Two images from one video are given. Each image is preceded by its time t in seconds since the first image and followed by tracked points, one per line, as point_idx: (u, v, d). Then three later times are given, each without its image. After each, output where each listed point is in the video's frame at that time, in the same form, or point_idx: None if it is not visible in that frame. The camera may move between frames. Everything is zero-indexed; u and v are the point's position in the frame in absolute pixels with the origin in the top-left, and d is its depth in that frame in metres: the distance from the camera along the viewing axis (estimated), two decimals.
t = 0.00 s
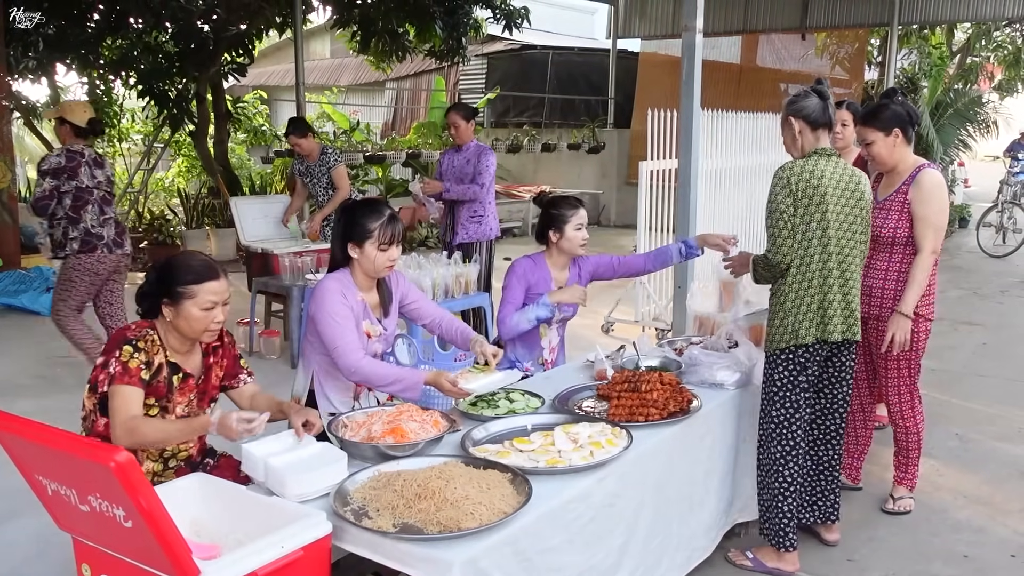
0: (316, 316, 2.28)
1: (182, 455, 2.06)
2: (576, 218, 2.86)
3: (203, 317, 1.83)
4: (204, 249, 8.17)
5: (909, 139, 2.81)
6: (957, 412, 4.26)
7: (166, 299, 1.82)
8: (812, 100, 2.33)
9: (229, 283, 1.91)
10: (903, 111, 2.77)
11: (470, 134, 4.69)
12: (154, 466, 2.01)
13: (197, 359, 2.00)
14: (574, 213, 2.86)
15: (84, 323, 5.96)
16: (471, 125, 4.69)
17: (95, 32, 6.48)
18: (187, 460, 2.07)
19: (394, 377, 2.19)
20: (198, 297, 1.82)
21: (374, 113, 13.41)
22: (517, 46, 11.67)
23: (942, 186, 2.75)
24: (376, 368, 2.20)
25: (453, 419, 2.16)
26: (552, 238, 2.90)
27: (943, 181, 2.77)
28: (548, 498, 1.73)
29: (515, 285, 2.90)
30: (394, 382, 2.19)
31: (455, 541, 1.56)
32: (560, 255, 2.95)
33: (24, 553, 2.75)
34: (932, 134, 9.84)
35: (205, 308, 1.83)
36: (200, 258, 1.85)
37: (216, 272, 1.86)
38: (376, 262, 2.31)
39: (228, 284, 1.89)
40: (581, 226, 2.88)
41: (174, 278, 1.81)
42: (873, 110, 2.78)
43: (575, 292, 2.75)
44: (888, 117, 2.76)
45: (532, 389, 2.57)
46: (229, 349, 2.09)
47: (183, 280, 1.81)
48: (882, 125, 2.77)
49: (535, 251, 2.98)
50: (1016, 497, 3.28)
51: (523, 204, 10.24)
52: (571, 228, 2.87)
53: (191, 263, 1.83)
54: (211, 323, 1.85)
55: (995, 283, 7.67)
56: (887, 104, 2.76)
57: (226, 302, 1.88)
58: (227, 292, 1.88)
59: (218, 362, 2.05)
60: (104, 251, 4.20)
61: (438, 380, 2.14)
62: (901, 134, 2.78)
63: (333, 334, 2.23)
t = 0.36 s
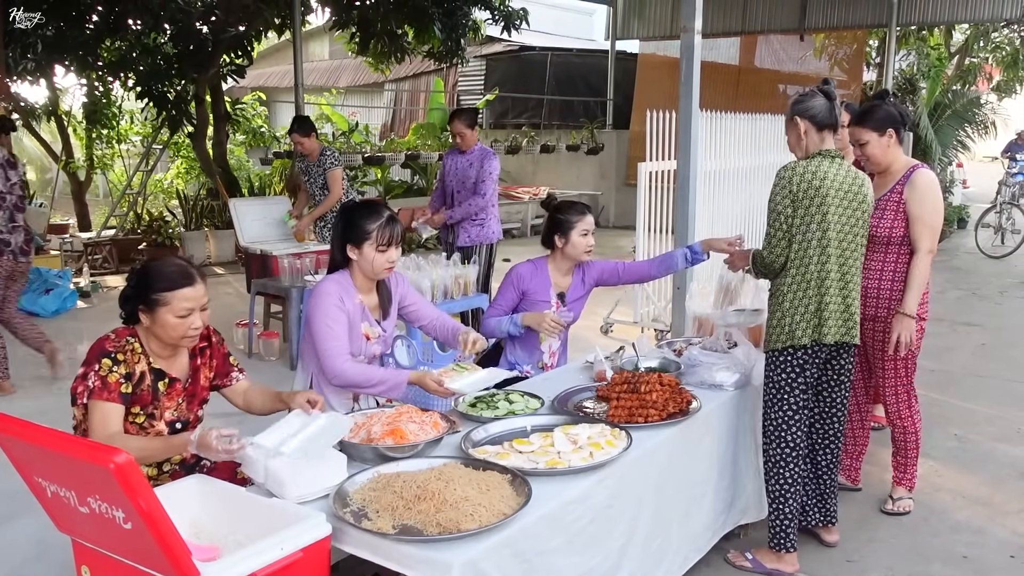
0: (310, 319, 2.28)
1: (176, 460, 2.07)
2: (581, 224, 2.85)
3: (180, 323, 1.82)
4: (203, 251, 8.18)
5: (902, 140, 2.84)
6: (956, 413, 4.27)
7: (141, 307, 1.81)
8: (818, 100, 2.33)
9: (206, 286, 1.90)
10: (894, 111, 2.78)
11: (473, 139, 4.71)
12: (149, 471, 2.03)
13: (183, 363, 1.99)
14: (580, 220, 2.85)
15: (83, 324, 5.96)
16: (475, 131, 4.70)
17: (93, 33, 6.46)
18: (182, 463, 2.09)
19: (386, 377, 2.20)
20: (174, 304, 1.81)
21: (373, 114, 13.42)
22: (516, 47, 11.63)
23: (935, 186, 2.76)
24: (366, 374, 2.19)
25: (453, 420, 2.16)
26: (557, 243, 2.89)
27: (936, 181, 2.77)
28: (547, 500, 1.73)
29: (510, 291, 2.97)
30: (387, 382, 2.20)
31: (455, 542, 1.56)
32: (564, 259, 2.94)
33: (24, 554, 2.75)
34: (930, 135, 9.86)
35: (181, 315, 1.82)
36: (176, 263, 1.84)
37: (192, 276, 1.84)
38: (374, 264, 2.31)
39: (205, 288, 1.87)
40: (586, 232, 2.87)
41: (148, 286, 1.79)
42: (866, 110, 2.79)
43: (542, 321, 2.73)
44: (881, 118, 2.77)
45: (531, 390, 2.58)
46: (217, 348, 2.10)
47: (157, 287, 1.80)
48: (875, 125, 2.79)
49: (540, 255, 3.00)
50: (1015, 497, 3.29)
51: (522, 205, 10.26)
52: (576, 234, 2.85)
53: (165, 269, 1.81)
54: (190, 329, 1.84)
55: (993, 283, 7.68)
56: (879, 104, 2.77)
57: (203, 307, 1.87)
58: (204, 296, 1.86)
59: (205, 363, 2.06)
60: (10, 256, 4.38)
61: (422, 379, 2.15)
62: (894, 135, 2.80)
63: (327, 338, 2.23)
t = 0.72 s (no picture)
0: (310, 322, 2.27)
1: (172, 462, 2.05)
2: (566, 229, 2.83)
3: (156, 331, 1.78)
4: (202, 252, 8.17)
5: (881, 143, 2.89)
6: (955, 414, 4.27)
7: (122, 312, 1.78)
8: (831, 102, 2.34)
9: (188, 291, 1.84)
10: (875, 112, 2.84)
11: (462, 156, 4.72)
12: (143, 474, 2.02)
13: (172, 365, 1.99)
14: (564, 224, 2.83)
15: (81, 325, 5.95)
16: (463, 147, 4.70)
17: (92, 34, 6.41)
18: (177, 465, 2.07)
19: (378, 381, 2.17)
20: (149, 312, 1.76)
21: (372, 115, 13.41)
22: (515, 48, 11.62)
23: (919, 186, 2.78)
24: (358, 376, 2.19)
25: (451, 421, 2.16)
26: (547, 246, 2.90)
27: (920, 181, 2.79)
28: (546, 501, 1.73)
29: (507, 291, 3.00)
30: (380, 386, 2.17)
31: (453, 544, 1.55)
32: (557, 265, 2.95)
33: (22, 556, 2.74)
34: (929, 136, 9.88)
35: (157, 323, 1.78)
36: (155, 269, 1.77)
37: (169, 283, 1.78)
38: (387, 273, 2.28)
39: (185, 294, 1.82)
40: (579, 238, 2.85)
41: (126, 291, 1.75)
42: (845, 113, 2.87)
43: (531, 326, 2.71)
44: (861, 119, 2.84)
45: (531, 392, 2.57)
46: (209, 344, 2.09)
47: (134, 294, 1.75)
48: (855, 128, 2.86)
49: (539, 256, 3.03)
50: (1013, 498, 3.29)
51: (521, 206, 10.24)
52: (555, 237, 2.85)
53: (141, 277, 1.75)
54: (168, 336, 1.80)
55: (992, 284, 7.69)
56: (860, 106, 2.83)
57: (183, 313, 1.82)
58: (183, 302, 1.81)
59: (196, 362, 2.05)
60: None
61: (394, 372, 2.19)
62: (874, 136, 2.86)
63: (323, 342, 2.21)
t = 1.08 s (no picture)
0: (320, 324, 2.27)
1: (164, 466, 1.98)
2: (538, 232, 2.83)
3: (137, 341, 1.69)
4: (199, 253, 8.17)
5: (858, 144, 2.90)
6: (953, 415, 4.28)
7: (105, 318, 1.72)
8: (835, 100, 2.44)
9: (176, 301, 1.74)
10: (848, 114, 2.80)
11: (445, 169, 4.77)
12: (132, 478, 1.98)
13: (156, 369, 1.92)
14: (536, 229, 2.83)
15: (79, 327, 5.93)
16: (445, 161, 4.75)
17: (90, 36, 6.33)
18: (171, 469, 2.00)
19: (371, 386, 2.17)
20: (131, 320, 1.68)
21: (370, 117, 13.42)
22: (513, 49, 11.63)
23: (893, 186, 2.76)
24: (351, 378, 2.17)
25: (449, 423, 2.16)
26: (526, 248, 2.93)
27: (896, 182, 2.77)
28: (544, 503, 1.73)
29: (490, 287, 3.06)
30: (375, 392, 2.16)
31: (452, 545, 1.55)
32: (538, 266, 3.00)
33: (18, 558, 2.74)
34: (927, 138, 9.89)
35: (138, 331, 1.69)
36: (141, 277, 1.68)
37: (154, 293, 1.68)
38: (402, 287, 2.24)
39: (170, 304, 1.72)
40: (548, 240, 2.85)
41: (109, 297, 1.68)
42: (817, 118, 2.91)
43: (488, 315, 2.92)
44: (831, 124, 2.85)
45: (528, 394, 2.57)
46: (191, 348, 1.94)
47: (116, 300, 1.67)
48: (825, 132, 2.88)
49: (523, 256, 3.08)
50: (1011, 499, 3.29)
51: (519, 207, 10.24)
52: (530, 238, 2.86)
53: (125, 283, 1.67)
54: (149, 347, 1.71)
55: (990, 286, 7.70)
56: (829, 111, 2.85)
57: (167, 324, 1.72)
58: (167, 313, 1.71)
59: (180, 365, 1.93)
60: None
61: (399, 377, 2.18)
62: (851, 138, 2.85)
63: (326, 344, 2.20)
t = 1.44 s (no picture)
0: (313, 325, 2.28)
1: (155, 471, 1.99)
2: (505, 227, 2.85)
3: (115, 349, 1.68)
4: (197, 254, 8.16)
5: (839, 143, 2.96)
6: (950, 416, 4.28)
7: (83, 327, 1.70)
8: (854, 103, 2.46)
9: (155, 307, 1.72)
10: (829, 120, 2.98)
11: (438, 169, 4.76)
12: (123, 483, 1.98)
13: (137, 376, 1.89)
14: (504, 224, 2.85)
15: (76, 328, 5.93)
16: (438, 160, 4.73)
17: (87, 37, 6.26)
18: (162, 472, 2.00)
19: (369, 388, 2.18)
20: (109, 328, 1.66)
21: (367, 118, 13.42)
22: (511, 51, 11.64)
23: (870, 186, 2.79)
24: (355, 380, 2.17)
25: (446, 424, 2.16)
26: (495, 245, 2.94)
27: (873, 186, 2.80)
28: (540, 504, 1.73)
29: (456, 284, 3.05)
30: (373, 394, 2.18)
31: (449, 547, 1.56)
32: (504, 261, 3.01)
33: (15, 559, 2.73)
34: (924, 139, 9.90)
35: (117, 340, 1.67)
36: (117, 284, 1.66)
37: (132, 300, 1.66)
38: (388, 285, 2.25)
39: (149, 312, 1.69)
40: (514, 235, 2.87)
41: (88, 306, 1.66)
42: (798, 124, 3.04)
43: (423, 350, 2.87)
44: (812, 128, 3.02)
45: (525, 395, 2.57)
46: (172, 355, 1.90)
47: (94, 308, 1.66)
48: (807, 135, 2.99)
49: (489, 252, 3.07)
50: (1008, 500, 3.30)
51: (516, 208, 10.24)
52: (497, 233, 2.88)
53: (102, 291, 1.65)
54: (128, 354, 1.70)
55: (987, 286, 7.71)
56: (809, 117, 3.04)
57: (146, 331, 1.70)
58: (146, 320, 1.69)
59: (161, 372, 1.90)
60: None
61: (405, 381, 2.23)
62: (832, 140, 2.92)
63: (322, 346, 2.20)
